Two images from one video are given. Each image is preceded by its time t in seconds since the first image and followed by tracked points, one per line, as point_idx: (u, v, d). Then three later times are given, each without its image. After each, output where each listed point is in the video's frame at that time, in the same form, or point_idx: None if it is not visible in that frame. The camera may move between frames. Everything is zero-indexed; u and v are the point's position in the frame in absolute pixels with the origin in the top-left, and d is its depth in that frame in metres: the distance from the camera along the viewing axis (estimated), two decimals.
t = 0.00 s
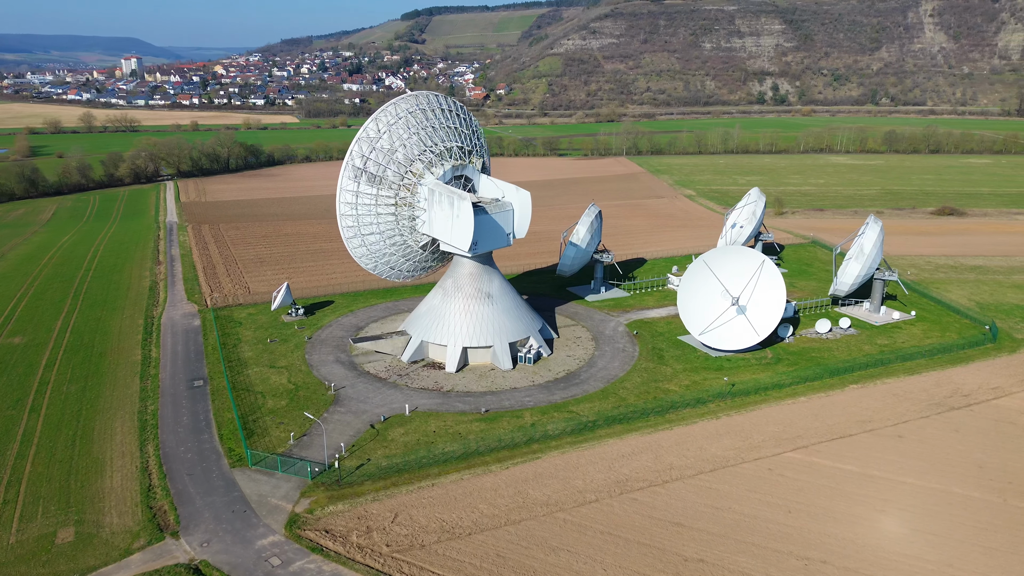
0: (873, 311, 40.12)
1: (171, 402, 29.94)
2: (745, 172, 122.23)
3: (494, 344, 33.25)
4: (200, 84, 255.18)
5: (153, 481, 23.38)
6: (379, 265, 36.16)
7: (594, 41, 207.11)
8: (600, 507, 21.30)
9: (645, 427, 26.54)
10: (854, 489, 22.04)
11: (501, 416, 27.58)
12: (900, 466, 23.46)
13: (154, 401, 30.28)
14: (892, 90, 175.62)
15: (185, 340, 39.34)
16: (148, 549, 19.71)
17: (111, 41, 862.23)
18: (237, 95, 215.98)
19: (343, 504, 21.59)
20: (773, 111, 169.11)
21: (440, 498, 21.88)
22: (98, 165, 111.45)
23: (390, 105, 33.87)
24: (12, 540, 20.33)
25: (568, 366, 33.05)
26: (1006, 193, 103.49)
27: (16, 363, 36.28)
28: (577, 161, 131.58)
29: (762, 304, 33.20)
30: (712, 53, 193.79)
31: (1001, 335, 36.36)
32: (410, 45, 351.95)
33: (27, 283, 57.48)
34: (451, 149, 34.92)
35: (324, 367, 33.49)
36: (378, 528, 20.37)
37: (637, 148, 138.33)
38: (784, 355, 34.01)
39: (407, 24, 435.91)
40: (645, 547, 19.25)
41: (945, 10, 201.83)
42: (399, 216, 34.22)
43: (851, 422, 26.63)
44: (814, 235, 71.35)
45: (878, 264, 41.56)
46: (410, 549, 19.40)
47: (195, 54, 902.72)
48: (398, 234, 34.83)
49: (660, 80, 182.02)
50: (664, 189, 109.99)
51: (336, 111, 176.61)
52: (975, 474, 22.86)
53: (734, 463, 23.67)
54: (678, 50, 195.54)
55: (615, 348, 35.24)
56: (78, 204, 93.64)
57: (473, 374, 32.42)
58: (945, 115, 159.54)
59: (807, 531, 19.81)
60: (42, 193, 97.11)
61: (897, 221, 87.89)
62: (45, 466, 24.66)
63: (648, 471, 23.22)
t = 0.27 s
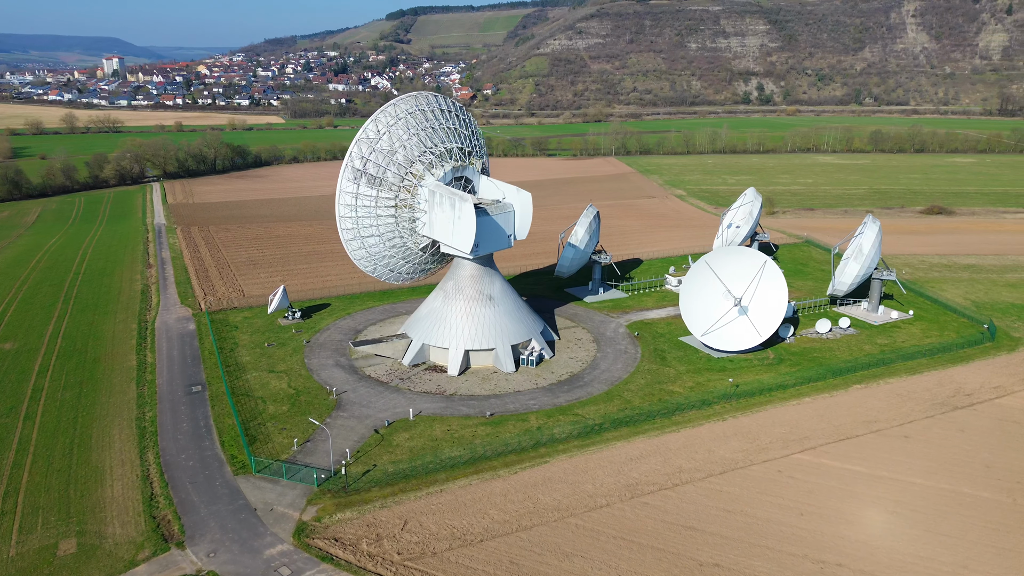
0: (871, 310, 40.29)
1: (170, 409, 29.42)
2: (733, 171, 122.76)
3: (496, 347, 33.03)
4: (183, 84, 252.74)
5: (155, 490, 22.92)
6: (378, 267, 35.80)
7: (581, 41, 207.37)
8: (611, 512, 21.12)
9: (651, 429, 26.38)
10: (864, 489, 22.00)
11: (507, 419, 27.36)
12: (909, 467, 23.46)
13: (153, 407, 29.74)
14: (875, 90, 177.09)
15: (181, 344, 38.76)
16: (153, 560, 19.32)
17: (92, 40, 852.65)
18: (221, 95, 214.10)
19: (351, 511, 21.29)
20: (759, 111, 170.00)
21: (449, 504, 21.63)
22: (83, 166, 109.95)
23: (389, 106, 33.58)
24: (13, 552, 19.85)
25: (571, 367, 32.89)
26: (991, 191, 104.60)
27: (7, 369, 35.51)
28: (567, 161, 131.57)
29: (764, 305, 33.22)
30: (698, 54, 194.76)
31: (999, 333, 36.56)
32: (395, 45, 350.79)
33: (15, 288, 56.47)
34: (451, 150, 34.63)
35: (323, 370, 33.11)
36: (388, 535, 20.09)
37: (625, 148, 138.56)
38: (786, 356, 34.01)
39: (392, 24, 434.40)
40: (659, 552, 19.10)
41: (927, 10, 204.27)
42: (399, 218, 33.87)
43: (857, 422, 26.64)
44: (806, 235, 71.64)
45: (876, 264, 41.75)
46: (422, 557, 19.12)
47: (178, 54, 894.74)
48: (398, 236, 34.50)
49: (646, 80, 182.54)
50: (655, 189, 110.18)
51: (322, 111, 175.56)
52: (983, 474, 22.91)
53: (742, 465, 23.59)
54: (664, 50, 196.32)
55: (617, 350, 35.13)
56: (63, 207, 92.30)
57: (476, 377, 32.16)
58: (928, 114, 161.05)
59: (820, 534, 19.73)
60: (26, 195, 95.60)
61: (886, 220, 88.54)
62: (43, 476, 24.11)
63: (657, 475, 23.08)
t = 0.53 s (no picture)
0: (870, 309, 40.45)
1: (169, 416, 28.91)
2: (722, 171, 123.26)
3: (498, 349, 32.81)
4: (166, 84, 249.93)
5: (158, 499, 22.47)
6: (378, 270, 35.45)
7: (567, 41, 207.45)
8: (623, 516, 20.95)
9: (658, 431, 26.25)
10: (874, 490, 22.00)
11: (513, 423, 27.14)
12: (917, 467, 23.49)
13: (151, 414, 29.21)
14: (859, 89, 178.42)
15: (176, 349, 38.18)
16: (159, 572, 18.92)
17: (73, 40, 842.62)
18: (205, 95, 211.91)
19: (359, 518, 20.99)
20: (745, 110, 170.72)
21: (459, 510, 21.39)
22: (67, 168, 108.38)
23: (389, 107, 33.23)
24: (14, 566, 19.36)
25: (574, 369, 32.73)
26: (977, 190, 105.68)
27: None
28: (556, 161, 131.50)
29: (766, 304, 33.18)
30: (684, 54, 195.52)
31: (997, 332, 36.78)
32: (380, 44, 349.20)
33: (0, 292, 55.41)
34: (452, 151, 34.38)
35: (324, 375, 32.73)
36: (399, 543, 19.81)
37: (614, 148, 138.70)
38: (788, 356, 34.01)
39: (377, 24, 432.44)
40: (675, 557, 18.95)
41: (910, 10, 206.40)
42: (399, 220, 33.56)
43: (863, 422, 26.65)
44: (799, 234, 71.98)
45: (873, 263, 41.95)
46: (435, 564, 18.88)
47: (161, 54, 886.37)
48: (398, 238, 34.15)
49: (632, 80, 182.89)
50: (645, 189, 110.33)
51: (309, 112, 174.37)
52: (991, 474, 22.99)
53: (751, 466, 23.51)
54: (650, 50, 196.84)
55: (619, 351, 35.01)
56: (47, 209, 90.86)
57: (479, 379, 31.88)
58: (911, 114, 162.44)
59: (834, 537, 19.67)
60: (9, 197, 94.07)
61: (875, 219, 89.23)
62: (42, 485, 23.57)
63: (667, 477, 22.94)
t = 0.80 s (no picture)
0: (868, 309, 40.65)
1: (168, 423, 28.40)
2: (711, 171, 123.68)
3: (501, 352, 32.55)
4: (148, 84, 247.22)
5: (161, 508, 22.04)
6: (378, 272, 35.07)
7: (553, 41, 207.43)
8: (635, 520, 20.77)
9: (665, 434, 26.12)
10: (883, 491, 21.99)
11: (518, 426, 26.92)
12: (925, 467, 23.51)
13: (149, 421, 28.71)
14: (842, 89, 179.71)
15: (172, 353, 37.61)
16: None
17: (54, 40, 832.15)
18: (189, 95, 209.69)
19: (368, 526, 20.70)
20: (731, 110, 171.42)
21: (469, 516, 21.14)
22: (50, 170, 106.81)
23: (388, 108, 32.92)
24: None
25: (577, 372, 32.55)
26: (963, 189, 106.73)
27: None
28: (545, 161, 131.42)
29: (768, 305, 33.19)
30: (669, 54, 196.32)
31: (996, 331, 36.99)
32: (365, 44, 347.38)
33: None
34: (452, 152, 34.12)
35: (324, 379, 32.34)
36: (410, 551, 19.54)
37: (602, 148, 138.80)
38: (790, 356, 34.02)
39: (361, 24, 430.23)
40: (690, 561, 18.82)
41: (892, 10, 208.46)
42: (399, 222, 33.24)
43: (869, 423, 26.67)
44: (791, 234, 72.29)
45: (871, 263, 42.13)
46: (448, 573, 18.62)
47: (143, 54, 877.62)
48: (398, 240, 33.79)
49: (618, 80, 183.18)
50: (635, 189, 110.46)
51: (295, 112, 173.11)
52: (998, 473, 23.06)
53: (761, 469, 23.42)
54: (636, 50, 197.34)
55: (621, 353, 34.87)
56: (31, 211, 89.46)
57: (482, 383, 31.63)
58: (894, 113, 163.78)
59: (847, 539, 19.62)
60: None
61: (864, 218, 89.85)
62: (40, 496, 23.05)
63: (676, 481, 22.78)
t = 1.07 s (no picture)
0: (865, 309, 40.82)
1: (166, 429, 27.90)
2: (700, 171, 124.05)
3: (503, 354, 32.29)
4: (130, 84, 244.39)
5: (164, 518, 21.60)
6: (377, 275, 34.71)
7: (539, 40, 207.29)
8: (647, 525, 20.58)
9: (671, 437, 25.98)
10: (894, 492, 21.95)
11: (524, 430, 26.68)
12: (934, 468, 23.50)
13: (147, 427, 28.18)
14: (826, 89, 180.99)
15: (167, 358, 37.02)
16: None
17: (33, 40, 821.34)
18: (172, 95, 207.51)
19: (377, 534, 20.37)
20: (716, 110, 172.15)
21: (480, 523, 20.87)
22: (33, 171, 105.16)
23: (387, 109, 32.59)
24: None
25: (580, 374, 32.37)
26: (950, 188, 107.69)
27: None
28: (534, 162, 131.25)
29: (770, 306, 33.20)
30: (655, 54, 196.93)
31: (993, 330, 37.20)
32: (350, 44, 345.60)
33: None
34: (451, 153, 33.86)
35: (325, 384, 31.93)
36: (422, 560, 19.24)
37: (591, 148, 138.80)
38: (791, 357, 34.02)
39: (346, 24, 428.07)
40: (704, 566, 18.68)
41: (874, 11, 210.43)
42: (399, 223, 32.91)
43: (875, 423, 26.68)
44: (784, 233, 72.56)
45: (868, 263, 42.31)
46: None
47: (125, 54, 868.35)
48: (398, 242, 33.46)
49: (605, 80, 183.33)
50: (625, 188, 110.50)
51: (280, 112, 171.76)
52: (1007, 473, 23.10)
53: (770, 471, 23.31)
54: (621, 50, 197.72)
55: (623, 355, 34.74)
56: (14, 214, 87.99)
57: (484, 386, 31.37)
58: (877, 113, 165.18)
59: (861, 541, 19.54)
60: None
61: (854, 217, 90.41)
62: (38, 506, 22.54)
63: (686, 484, 22.62)
